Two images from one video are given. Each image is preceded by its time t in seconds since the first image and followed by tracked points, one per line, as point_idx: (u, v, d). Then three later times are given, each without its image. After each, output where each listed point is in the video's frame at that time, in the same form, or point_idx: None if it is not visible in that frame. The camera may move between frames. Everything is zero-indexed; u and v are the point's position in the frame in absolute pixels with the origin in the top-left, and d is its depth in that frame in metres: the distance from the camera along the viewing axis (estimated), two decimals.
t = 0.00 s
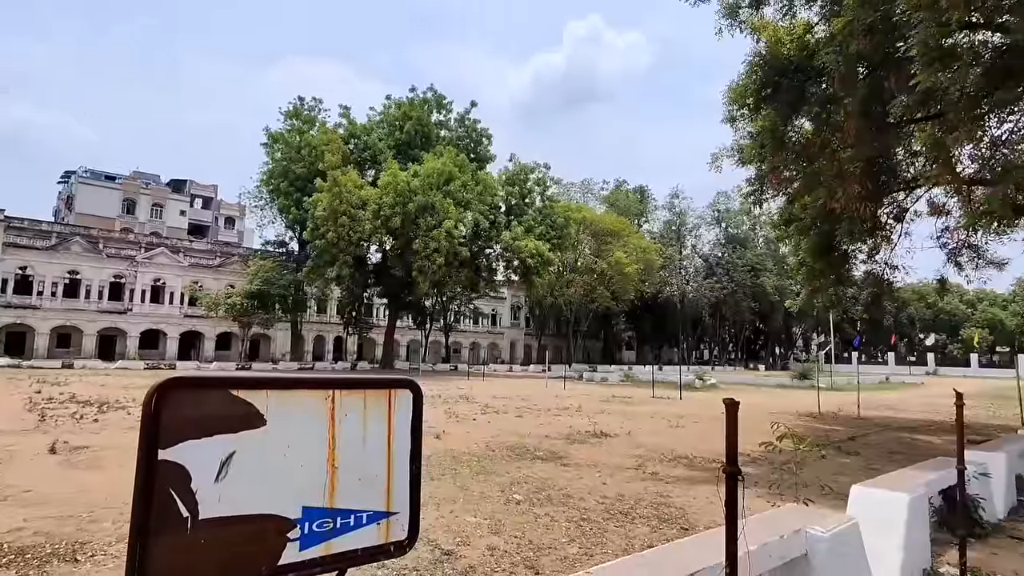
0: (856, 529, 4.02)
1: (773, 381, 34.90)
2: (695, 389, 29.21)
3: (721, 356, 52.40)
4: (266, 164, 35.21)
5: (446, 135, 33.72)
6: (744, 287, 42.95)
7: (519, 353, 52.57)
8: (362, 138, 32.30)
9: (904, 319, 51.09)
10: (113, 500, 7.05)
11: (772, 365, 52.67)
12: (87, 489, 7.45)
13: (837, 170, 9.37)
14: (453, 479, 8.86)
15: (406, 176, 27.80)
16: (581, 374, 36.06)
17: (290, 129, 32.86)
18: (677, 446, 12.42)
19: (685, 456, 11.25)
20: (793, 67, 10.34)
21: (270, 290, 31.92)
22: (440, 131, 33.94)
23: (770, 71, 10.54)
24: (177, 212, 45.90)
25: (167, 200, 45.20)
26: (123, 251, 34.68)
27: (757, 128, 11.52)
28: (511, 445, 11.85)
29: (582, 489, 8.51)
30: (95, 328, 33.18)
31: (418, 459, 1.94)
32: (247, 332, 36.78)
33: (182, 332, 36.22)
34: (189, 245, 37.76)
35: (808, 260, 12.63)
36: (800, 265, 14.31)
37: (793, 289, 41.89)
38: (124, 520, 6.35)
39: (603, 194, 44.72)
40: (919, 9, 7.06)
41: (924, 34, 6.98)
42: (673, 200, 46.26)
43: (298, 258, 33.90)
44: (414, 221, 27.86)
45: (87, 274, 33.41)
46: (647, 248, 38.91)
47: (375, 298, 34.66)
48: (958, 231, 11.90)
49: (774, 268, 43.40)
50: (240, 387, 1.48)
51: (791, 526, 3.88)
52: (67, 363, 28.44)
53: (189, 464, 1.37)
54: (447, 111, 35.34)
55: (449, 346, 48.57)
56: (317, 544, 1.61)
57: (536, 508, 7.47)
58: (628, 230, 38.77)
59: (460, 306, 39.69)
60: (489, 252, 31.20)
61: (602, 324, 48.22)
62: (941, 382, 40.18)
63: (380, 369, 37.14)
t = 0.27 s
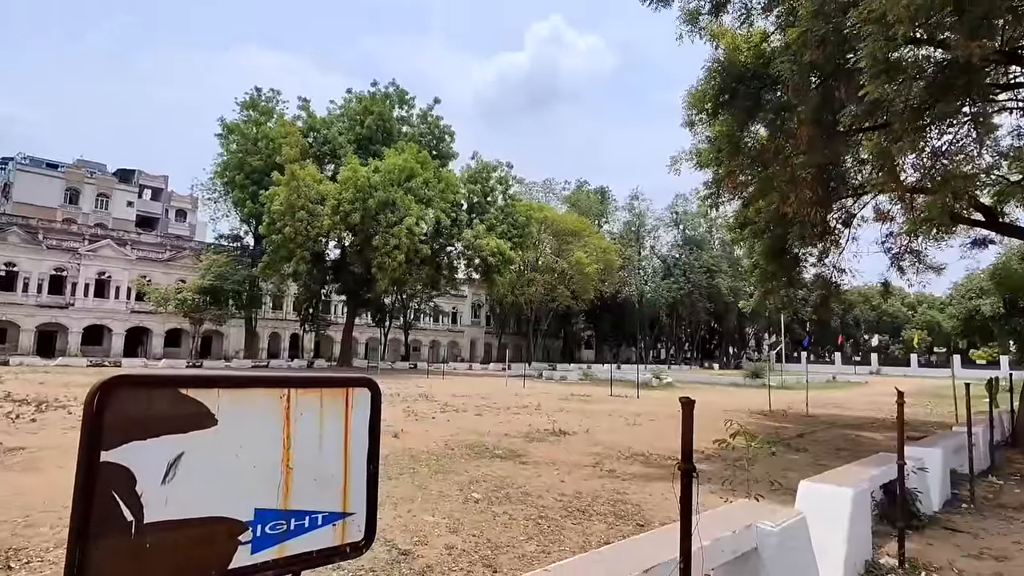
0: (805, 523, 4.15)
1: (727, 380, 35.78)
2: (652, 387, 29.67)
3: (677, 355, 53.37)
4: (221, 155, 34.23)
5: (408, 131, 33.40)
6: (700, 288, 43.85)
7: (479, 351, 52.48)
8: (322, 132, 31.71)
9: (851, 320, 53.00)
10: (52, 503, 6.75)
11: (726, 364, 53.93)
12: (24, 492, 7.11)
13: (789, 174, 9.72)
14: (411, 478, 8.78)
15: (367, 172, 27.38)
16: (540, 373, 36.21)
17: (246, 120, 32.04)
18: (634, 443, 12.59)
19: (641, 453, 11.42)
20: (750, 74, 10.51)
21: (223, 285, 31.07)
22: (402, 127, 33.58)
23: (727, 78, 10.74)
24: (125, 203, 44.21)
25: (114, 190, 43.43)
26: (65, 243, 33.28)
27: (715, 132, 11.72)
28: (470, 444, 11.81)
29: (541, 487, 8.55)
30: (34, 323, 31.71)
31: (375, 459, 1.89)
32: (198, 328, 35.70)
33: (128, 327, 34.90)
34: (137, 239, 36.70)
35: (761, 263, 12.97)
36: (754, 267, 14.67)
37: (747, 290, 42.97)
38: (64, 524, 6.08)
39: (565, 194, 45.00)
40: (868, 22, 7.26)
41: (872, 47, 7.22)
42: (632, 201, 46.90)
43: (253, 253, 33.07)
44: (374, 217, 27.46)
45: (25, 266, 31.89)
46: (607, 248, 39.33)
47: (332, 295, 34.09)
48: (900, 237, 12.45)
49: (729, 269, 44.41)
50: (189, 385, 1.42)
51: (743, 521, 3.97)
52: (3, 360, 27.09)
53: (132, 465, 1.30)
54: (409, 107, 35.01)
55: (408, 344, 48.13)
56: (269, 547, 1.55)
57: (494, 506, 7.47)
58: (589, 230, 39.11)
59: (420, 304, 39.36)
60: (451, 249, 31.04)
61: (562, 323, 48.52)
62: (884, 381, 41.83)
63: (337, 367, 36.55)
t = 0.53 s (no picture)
0: (759, 518, 4.25)
1: (685, 377, 36.46)
2: (614, 384, 29.97)
3: (638, 353, 54.13)
4: (176, 145, 33.19)
5: (372, 125, 32.98)
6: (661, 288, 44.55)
7: (442, 348, 52.20)
8: (283, 123, 31.01)
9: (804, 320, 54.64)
10: None
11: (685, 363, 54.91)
12: None
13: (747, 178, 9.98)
14: (371, 476, 8.68)
15: (329, 165, 27.02)
16: (503, 370, 36.20)
17: (204, 109, 31.17)
18: (595, 440, 12.71)
19: (602, 450, 11.53)
20: (712, 79, 10.63)
21: (177, 279, 30.19)
22: (366, 120, 33.12)
23: (688, 82, 10.87)
24: (72, 192, 42.44)
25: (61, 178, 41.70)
26: (7, 232, 31.90)
27: (677, 134, 11.89)
28: (432, 441, 11.74)
29: (502, 484, 8.55)
30: None
31: (336, 457, 1.84)
32: (150, 323, 34.57)
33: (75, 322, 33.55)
34: (86, 229, 36.18)
35: (720, 263, 13.23)
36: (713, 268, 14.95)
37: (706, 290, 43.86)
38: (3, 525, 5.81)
39: (530, 192, 45.12)
40: (825, 32, 7.52)
41: (829, 57, 7.45)
42: (596, 201, 47.32)
43: (209, 246, 32.18)
44: (336, 212, 27.01)
45: None
46: (570, 246, 39.64)
47: (292, 290, 33.44)
48: (852, 240, 12.82)
49: (689, 270, 45.16)
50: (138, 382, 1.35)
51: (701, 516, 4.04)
52: None
53: (77, 467, 1.24)
54: (374, 101, 34.60)
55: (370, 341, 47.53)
56: (225, 547, 1.51)
57: (456, 504, 7.44)
58: (553, 228, 39.31)
59: (382, 301, 38.90)
60: (414, 246, 30.79)
61: (525, 320, 48.64)
62: (835, 379, 43.23)
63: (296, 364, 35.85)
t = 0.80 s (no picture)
0: (719, 514, 4.33)
1: (648, 376, 36.98)
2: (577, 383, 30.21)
3: (602, 352, 54.61)
4: (132, 134, 32.13)
5: (337, 119, 32.50)
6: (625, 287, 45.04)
7: (406, 346, 51.80)
8: (245, 115, 30.34)
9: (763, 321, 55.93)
10: None
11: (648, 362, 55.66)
12: None
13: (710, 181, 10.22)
14: (334, 475, 8.56)
15: (293, 159, 26.59)
16: (467, 368, 36.13)
17: (161, 97, 30.27)
18: (559, 438, 12.78)
19: (566, 448, 11.60)
20: (678, 81, 10.76)
21: (131, 272, 29.26)
22: (331, 114, 32.63)
23: (654, 86, 10.98)
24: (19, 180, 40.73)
25: (6, 165, 39.91)
26: None
27: (643, 136, 12.00)
28: (395, 440, 11.63)
29: (466, 483, 8.52)
30: None
31: (299, 457, 1.79)
32: (102, 318, 33.43)
33: (20, 316, 32.20)
34: (31, 219, 34.89)
35: (683, 264, 13.44)
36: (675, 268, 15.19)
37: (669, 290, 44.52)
38: None
39: (497, 191, 45.10)
40: (787, 40, 7.71)
41: (790, 64, 7.65)
42: (563, 201, 47.60)
43: (166, 239, 31.28)
44: (299, 206, 26.55)
45: None
46: (537, 245, 39.71)
47: (252, 285, 32.74)
48: (809, 244, 13.16)
49: (653, 270, 45.76)
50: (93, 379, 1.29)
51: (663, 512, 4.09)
52: None
53: (24, 468, 1.18)
54: (339, 94, 34.14)
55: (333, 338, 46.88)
56: (182, 550, 1.45)
57: (420, 503, 7.39)
58: (520, 227, 39.37)
59: (346, 297, 38.42)
60: (379, 242, 30.51)
61: (491, 318, 48.61)
62: (791, 379, 44.42)
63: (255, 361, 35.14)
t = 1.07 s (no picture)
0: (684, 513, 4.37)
1: (614, 377, 37.33)
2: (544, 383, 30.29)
3: (569, 353, 54.89)
4: (87, 124, 31.04)
5: (304, 114, 31.93)
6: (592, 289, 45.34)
7: (372, 345, 51.23)
8: (207, 107, 29.57)
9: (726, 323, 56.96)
10: None
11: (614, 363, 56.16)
12: None
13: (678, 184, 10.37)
14: (296, 476, 8.39)
15: (257, 153, 26.06)
16: (434, 368, 35.92)
17: (118, 86, 29.31)
18: (525, 439, 12.78)
19: (532, 448, 11.60)
20: (646, 86, 10.90)
21: (84, 267, 28.27)
22: (297, 108, 32.05)
23: (623, 89, 11.07)
24: None
25: None
26: None
27: (611, 138, 12.09)
28: (360, 441, 11.48)
29: (432, 484, 8.44)
30: None
31: (263, 457, 1.72)
32: (53, 314, 32.21)
33: None
34: None
35: (650, 266, 13.58)
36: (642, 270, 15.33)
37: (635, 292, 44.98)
38: None
39: (465, 190, 44.92)
40: (752, 49, 7.84)
41: (754, 73, 7.78)
42: (532, 201, 47.68)
43: (122, 233, 30.30)
44: (263, 202, 26.01)
45: None
46: (505, 245, 39.66)
47: (213, 282, 31.96)
48: (771, 248, 13.44)
49: (620, 272, 46.14)
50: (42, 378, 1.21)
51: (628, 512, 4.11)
52: None
53: None
54: (306, 89, 33.57)
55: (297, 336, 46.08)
56: (138, 556, 1.38)
57: (385, 504, 7.29)
58: (489, 226, 39.27)
59: (311, 296, 37.81)
60: (346, 240, 30.10)
61: (458, 318, 48.42)
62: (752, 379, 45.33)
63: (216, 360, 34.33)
